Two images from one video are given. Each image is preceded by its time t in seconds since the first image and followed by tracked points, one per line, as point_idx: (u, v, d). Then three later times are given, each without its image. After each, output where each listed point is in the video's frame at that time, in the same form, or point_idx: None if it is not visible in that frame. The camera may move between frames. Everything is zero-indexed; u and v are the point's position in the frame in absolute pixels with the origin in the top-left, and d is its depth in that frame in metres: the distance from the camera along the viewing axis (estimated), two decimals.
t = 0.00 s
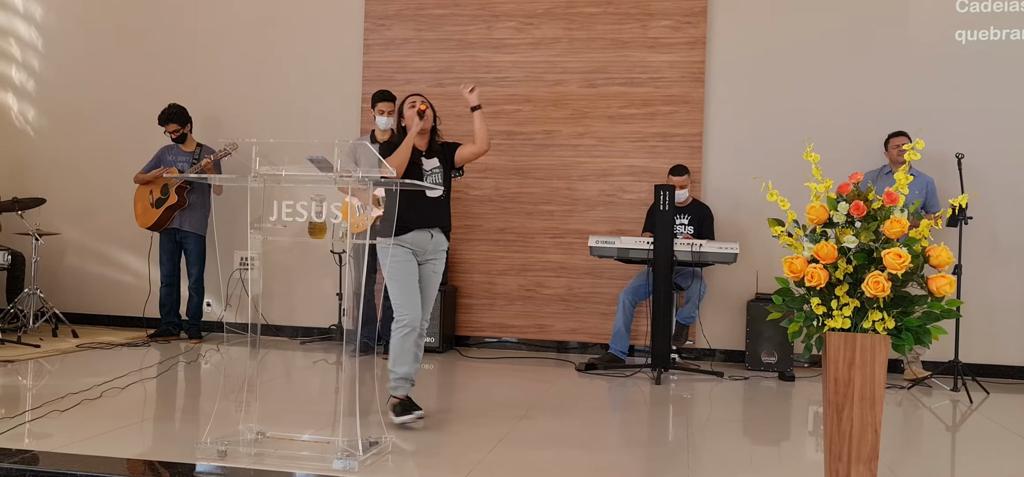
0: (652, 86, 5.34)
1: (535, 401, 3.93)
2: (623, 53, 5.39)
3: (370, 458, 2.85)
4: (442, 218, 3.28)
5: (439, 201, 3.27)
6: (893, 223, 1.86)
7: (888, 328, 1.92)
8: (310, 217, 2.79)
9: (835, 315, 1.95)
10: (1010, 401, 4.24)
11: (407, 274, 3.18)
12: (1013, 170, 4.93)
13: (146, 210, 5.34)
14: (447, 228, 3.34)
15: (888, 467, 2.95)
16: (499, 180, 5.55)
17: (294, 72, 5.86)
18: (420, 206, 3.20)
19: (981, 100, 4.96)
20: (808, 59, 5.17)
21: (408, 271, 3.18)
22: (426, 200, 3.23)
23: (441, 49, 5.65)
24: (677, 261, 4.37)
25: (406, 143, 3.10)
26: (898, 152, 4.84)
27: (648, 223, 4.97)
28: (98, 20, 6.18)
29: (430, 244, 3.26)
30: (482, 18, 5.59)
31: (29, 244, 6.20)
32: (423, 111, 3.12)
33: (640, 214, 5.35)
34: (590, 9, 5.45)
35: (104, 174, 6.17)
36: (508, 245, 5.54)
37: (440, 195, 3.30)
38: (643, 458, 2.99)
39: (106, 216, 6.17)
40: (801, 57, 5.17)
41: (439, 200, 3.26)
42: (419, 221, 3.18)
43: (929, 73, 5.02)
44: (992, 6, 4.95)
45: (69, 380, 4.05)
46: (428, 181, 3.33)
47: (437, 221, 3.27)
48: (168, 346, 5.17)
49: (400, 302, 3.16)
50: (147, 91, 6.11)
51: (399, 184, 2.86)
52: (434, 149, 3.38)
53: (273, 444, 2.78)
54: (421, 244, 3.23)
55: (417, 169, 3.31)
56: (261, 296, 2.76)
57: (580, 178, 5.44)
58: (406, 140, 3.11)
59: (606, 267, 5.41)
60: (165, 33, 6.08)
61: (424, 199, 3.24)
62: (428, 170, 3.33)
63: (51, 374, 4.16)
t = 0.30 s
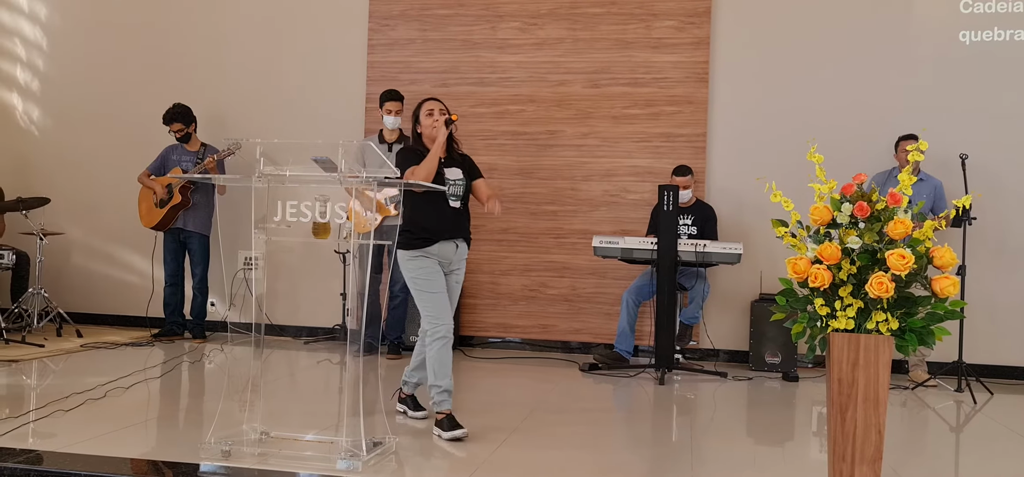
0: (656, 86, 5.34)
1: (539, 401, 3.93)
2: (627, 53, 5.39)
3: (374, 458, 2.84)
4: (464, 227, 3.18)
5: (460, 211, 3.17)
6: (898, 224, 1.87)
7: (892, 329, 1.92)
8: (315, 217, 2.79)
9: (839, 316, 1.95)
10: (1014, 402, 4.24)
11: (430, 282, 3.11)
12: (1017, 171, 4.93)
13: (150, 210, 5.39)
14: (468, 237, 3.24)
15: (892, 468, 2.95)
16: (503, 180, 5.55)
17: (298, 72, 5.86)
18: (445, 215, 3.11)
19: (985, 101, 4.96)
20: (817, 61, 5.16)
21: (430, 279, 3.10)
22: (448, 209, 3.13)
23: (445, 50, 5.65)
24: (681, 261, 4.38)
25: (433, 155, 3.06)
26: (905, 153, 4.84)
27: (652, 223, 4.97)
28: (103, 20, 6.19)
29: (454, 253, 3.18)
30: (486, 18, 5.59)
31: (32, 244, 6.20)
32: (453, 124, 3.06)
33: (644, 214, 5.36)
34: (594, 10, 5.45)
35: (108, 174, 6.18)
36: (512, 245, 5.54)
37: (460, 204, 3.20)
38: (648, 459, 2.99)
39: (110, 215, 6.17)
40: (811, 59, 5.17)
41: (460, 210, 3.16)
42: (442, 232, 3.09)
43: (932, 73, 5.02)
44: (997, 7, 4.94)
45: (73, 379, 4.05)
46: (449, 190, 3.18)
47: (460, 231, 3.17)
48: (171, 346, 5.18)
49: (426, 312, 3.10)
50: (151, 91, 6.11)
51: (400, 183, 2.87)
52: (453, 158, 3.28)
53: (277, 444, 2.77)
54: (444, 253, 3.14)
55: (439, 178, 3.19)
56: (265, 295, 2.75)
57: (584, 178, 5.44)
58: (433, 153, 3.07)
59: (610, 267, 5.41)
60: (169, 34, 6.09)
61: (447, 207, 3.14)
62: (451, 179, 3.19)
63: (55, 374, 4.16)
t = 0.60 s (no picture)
0: (659, 88, 5.34)
1: (541, 402, 3.93)
2: (630, 55, 5.39)
3: (376, 460, 2.84)
4: (488, 227, 3.07)
5: (484, 209, 3.09)
6: (900, 227, 1.86)
7: (894, 332, 1.91)
8: (317, 218, 2.79)
9: (841, 318, 1.95)
10: (1016, 405, 4.24)
11: (453, 287, 2.98)
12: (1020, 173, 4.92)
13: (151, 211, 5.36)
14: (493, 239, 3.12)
15: (894, 470, 2.95)
16: (505, 182, 5.55)
17: (301, 72, 5.86)
18: (470, 213, 3.01)
19: (986, 104, 4.96)
20: (818, 62, 5.16)
21: (453, 284, 2.98)
22: (473, 208, 3.04)
23: (448, 51, 5.65)
24: (683, 263, 4.37)
25: (461, 150, 2.91)
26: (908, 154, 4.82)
27: (654, 225, 4.97)
28: (106, 21, 6.19)
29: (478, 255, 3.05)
30: (488, 19, 5.59)
31: (35, 244, 6.21)
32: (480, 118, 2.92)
33: (646, 216, 5.36)
34: (597, 11, 5.44)
35: (111, 174, 6.18)
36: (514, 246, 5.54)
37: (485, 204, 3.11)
38: (650, 461, 2.99)
39: (112, 215, 6.18)
40: (812, 60, 5.16)
41: (485, 209, 3.08)
42: (467, 232, 2.98)
43: (934, 74, 5.02)
44: (1000, 9, 4.94)
45: (76, 380, 4.05)
46: (475, 188, 3.08)
47: (485, 231, 3.06)
48: (174, 346, 5.18)
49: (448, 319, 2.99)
50: (154, 92, 6.11)
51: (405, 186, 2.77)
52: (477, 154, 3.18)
53: (279, 445, 2.78)
54: (468, 254, 3.02)
55: (464, 174, 3.06)
56: (267, 296, 2.76)
57: (586, 180, 5.44)
58: (461, 147, 2.92)
59: (612, 269, 5.41)
60: (172, 35, 6.09)
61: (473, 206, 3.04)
62: (477, 176, 3.09)
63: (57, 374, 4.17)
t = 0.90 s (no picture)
0: (660, 89, 5.33)
1: (541, 404, 3.92)
2: (631, 57, 5.38)
3: (376, 462, 2.83)
4: (507, 220, 3.00)
5: (505, 202, 3.00)
6: (903, 229, 1.85)
7: (897, 334, 1.91)
8: (318, 219, 2.78)
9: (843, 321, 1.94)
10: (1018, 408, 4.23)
11: (467, 292, 2.94)
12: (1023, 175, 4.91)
13: (152, 212, 5.31)
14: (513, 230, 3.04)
15: (896, 474, 2.94)
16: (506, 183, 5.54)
17: (302, 73, 5.86)
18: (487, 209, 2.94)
19: (988, 106, 4.95)
20: (820, 63, 5.15)
21: (466, 288, 2.94)
22: (493, 202, 2.97)
23: (449, 52, 5.64)
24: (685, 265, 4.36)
25: (489, 147, 2.83)
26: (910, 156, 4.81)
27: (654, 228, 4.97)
28: (107, 22, 6.19)
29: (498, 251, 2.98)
30: (489, 21, 5.59)
31: (37, 244, 6.21)
32: (512, 113, 2.84)
33: (647, 218, 5.35)
34: (598, 13, 5.44)
35: (112, 175, 6.18)
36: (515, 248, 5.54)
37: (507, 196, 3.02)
38: (651, 464, 2.98)
39: (114, 215, 6.18)
40: (814, 62, 5.15)
41: (505, 201, 3.00)
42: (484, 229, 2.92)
43: (936, 76, 5.01)
44: (1002, 11, 4.93)
45: (76, 381, 4.05)
46: (496, 179, 2.99)
47: (504, 225, 2.99)
48: (175, 347, 5.18)
49: (461, 323, 2.96)
50: (156, 92, 6.12)
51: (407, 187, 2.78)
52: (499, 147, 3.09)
53: (280, 447, 2.78)
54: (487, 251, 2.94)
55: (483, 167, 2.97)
56: (267, 297, 2.76)
57: (587, 181, 5.44)
58: (489, 144, 2.83)
59: (613, 270, 5.40)
60: (173, 36, 6.09)
61: (490, 200, 2.97)
62: (497, 167, 2.99)
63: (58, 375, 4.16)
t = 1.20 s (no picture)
0: (661, 92, 5.35)
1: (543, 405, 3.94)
2: (633, 59, 5.40)
3: (378, 461, 2.85)
4: (533, 239, 2.90)
5: (531, 223, 2.91)
6: (903, 232, 1.86)
7: (897, 336, 1.92)
8: (321, 220, 2.79)
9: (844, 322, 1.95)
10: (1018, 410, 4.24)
11: (491, 308, 2.86)
12: None
13: (156, 214, 5.34)
14: (540, 250, 2.94)
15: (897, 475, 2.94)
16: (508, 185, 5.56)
17: (304, 75, 5.87)
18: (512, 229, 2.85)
19: (990, 110, 4.96)
20: (821, 66, 5.16)
21: (490, 303, 2.85)
22: (518, 222, 2.88)
23: (451, 54, 5.66)
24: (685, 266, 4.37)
25: (509, 161, 2.78)
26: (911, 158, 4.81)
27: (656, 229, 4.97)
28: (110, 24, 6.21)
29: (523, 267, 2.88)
30: (491, 23, 5.60)
31: (39, 245, 6.23)
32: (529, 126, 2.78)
33: (648, 220, 5.36)
34: (600, 15, 5.45)
35: (115, 176, 6.20)
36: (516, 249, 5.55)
37: (533, 217, 2.93)
38: (652, 465, 2.99)
39: (116, 216, 6.19)
40: (815, 64, 5.17)
41: (530, 223, 2.90)
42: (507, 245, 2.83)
43: (937, 79, 5.02)
44: (1003, 15, 4.94)
45: (79, 381, 4.06)
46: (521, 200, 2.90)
47: (529, 243, 2.89)
48: (177, 348, 5.19)
49: (487, 340, 2.88)
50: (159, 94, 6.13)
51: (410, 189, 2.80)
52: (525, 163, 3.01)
53: (281, 447, 2.79)
54: (511, 267, 2.85)
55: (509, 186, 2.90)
56: (270, 299, 2.78)
57: (588, 183, 5.45)
58: (509, 158, 2.79)
59: (614, 272, 5.41)
60: (176, 38, 6.11)
61: (515, 220, 2.88)
62: (523, 187, 2.91)
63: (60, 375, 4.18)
